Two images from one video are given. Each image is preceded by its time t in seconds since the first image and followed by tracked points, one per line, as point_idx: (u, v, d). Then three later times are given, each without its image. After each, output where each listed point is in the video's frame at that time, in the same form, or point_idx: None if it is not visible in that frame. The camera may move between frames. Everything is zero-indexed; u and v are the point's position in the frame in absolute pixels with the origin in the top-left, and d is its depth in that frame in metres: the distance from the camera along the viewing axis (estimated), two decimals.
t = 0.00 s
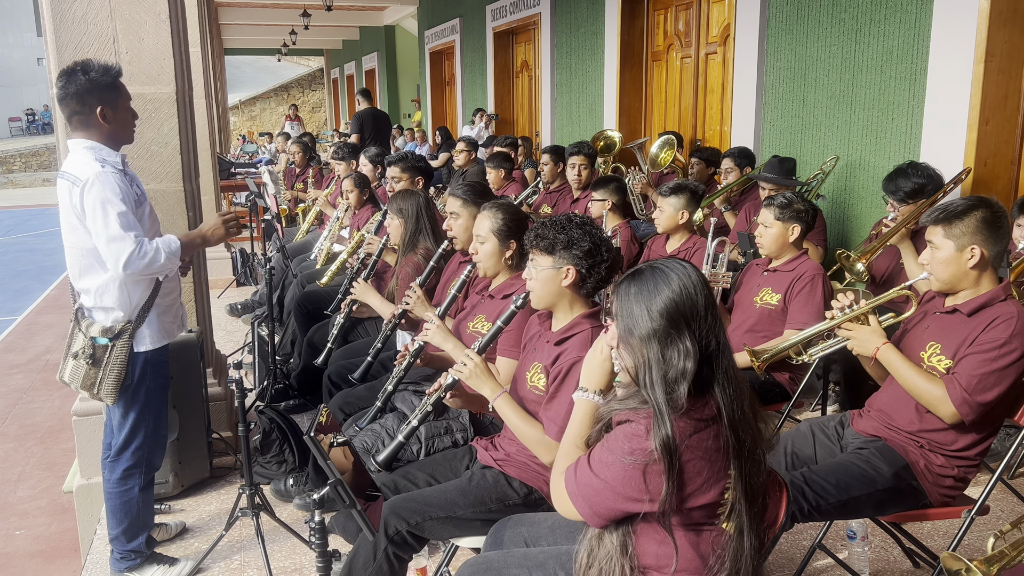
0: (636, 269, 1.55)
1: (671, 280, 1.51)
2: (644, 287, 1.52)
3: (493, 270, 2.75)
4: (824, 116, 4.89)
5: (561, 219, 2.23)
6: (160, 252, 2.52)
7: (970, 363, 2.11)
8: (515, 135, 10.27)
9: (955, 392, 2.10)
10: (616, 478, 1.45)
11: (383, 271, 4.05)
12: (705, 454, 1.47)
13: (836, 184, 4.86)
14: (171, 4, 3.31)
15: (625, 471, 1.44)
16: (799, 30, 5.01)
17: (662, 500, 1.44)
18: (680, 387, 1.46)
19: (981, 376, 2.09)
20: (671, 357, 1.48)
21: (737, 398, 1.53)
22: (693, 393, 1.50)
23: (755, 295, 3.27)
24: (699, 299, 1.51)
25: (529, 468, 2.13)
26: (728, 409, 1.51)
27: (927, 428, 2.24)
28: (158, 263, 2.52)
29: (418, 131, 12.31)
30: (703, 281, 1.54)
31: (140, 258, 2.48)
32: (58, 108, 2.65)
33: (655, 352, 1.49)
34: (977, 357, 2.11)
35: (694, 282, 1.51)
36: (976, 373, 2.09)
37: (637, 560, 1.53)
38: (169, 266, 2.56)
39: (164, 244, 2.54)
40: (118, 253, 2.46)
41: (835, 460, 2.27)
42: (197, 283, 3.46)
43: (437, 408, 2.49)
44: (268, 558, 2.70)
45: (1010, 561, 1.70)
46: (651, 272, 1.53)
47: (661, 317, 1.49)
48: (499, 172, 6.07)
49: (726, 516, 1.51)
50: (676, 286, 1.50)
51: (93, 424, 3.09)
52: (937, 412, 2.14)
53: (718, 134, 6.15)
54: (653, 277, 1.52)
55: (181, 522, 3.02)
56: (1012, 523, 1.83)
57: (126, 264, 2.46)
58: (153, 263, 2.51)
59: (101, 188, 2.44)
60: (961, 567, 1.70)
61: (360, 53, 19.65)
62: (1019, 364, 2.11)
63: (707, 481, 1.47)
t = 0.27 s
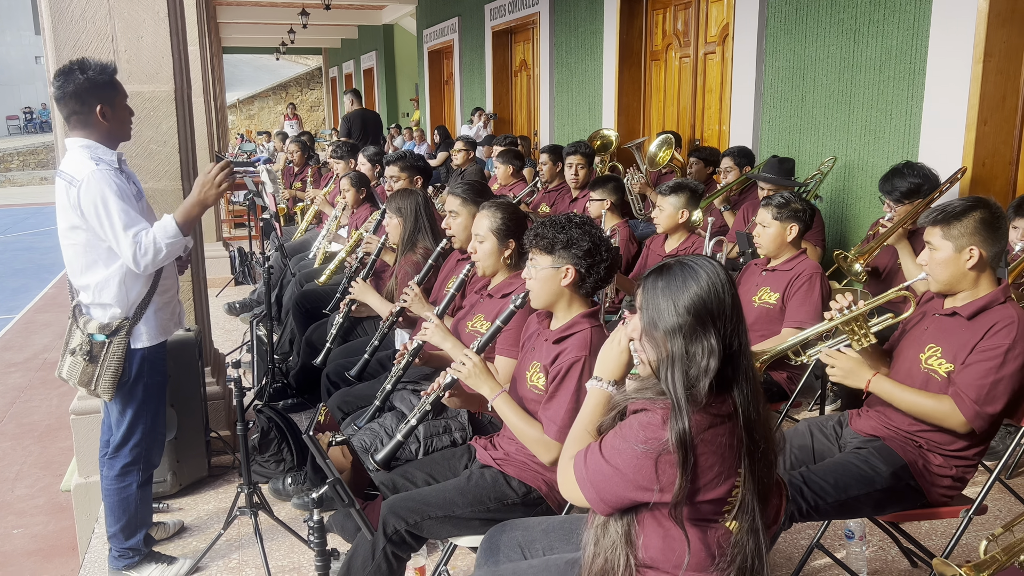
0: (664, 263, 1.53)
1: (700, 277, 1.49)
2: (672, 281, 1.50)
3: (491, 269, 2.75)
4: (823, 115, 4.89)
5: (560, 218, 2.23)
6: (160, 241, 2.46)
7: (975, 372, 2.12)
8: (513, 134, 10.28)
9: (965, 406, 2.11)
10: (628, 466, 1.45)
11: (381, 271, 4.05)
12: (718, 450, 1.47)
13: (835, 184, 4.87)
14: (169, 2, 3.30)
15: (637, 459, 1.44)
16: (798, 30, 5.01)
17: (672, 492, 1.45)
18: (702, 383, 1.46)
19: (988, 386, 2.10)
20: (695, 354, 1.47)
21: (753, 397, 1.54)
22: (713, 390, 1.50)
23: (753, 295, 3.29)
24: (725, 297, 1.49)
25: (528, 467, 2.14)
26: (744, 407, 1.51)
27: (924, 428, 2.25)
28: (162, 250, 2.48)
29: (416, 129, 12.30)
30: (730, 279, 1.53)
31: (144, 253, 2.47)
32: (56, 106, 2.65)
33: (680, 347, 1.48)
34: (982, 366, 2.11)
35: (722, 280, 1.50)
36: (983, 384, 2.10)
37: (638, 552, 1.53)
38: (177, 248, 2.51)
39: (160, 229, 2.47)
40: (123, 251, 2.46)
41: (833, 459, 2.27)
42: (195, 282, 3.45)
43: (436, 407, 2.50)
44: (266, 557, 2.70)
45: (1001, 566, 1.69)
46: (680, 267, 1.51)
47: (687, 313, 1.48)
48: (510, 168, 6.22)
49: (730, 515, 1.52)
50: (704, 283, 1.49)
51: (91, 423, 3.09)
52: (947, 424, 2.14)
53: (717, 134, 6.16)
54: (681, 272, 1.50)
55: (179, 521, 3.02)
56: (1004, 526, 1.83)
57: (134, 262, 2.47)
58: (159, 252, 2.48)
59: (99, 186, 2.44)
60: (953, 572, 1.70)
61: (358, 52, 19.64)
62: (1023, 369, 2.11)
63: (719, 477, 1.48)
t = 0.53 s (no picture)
0: (673, 261, 1.53)
1: (709, 275, 1.49)
2: (680, 280, 1.50)
3: (491, 269, 2.75)
4: (822, 116, 4.89)
5: (561, 218, 2.23)
6: (157, 250, 2.51)
7: (972, 376, 2.12)
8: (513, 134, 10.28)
9: (963, 412, 2.10)
10: (634, 464, 1.45)
11: (381, 270, 4.05)
12: (725, 450, 1.48)
13: (834, 185, 4.87)
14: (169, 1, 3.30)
15: (644, 457, 1.44)
16: (798, 30, 5.01)
17: (677, 491, 1.45)
18: (710, 382, 1.46)
19: (985, 390, 2.09)
20: (703, 352, 1.47)
21: (759, 397, 1.54)
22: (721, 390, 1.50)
23: (753, 294, 3.29)
24: (734, 296, 1.49)
25: (527, 467, 2.15)
26: (750, 407, 1.52)
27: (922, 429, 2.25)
28: (153, 261, 2.51)
29: (416, 129, 12.31)
30: (739, 278, 1.53)
31: (136, 255, 2.48)
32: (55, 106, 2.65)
33: (688, 345, 1.48)
34: (979, 371, 2.11)
35: (731, 279, 1.50)
36: (979, 390, 2.10)
37: (639, 550, 1.53)
38: (166, 264, 2.55)
39: (160, 243, 2.54)
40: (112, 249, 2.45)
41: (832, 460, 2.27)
42: (194, 281, 3.45)
43: (435, 407, 2.50)
44: (266, 556, 2.70)
45: (1002, 564, 1.69)
46: (689, 265, 1.50)
47: (696, 311, 1.48)
48: (512, 167, 6.21)
49: (732, 516, 1.52)
50: (713, 281, 1.49)
51: (91, 422, 3.09)
52: (948, 438, 2.14)
53: (716, 134, 6.16)
54: (690, 270, 1.50)
55: (178, 520, 3.02)
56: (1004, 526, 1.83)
57: (121, 261, 2.46)
58: (149, 261, 2.50)
59: (99, 185, 2.44)
60: (954, 571, 1.69)
61: (357, 51, 19.63)
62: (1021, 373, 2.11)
63: (724, 477, 1.48)
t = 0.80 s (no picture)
0: (673, 261, 1.53)
1: (709, 274, 1.49)
2: (681, 279, 1.50)
3: (490, 269, 2.74)
4: (822, 116, 4.89)
5: (560, 217, 2.23)
6: (155, 243, 2.49)
7: (972, 376, 2.12)
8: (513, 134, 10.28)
9: (961, 410, 2.11)
10: (635, 463, 1.45)
11: (380, 270, 4.06)
12: (726, 449, 1.48)
13: (833, 185, 4.87)
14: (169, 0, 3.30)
15: (645, 457, 1.44)
16: (798, 30, 5.01)
17: (678, 490, 1.45)
18: (711, 382, 1.47)
19: (985, 391, 2.10)
20: (704, 352, 1.48)
21: (760, 397, 1.54)
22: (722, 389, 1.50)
23: (751, 294, 3.29)
24: (734, 295, 1.49)
25: (526, 467, 2.15)
26: (751, 407, 1.52)
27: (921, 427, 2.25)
28: (153, 254, 2.50)
29: (416, 129, 12.31)
30: (739, 277, 1.53)
31: (135, 251, 2.47)
32: (55, 105, 2.64)
33: (689, 345, 1.48)
34: (979, 370, 2.11)
35: (731, 278, 1.50)
36: (979, 389, 2.10)
37: (639, 549, 1.53)
38: (169, 254, 2.54)
39: (159, 233, 2.51)
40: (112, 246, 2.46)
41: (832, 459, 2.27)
42: (194, 281, 3.45)
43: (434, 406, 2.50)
44: (265, 555, 2.70)
45: (1002, 563, 1.69)
46: (689, 265, 1.50)
47: (697, 311, 1.48)
48: (511, 167, 6.20)
49: (732, 515, 1.52)
50: (714, 281, 1.49)
51: (90, 421, 3.09)
52: (946, 436, 2.14)
53: (716, 133, 6.16)
54: (691, 270, 1.50)
55: (178, 519, 3.02)
56: (1004, 526, 1.82)
57: (121, 259, 2.46)
58: (149, 255, 2.49)
59: (97, 184, 2.44)
60: (954, 570, 1.69)
61: (357, 51, 19.63)
62: (1020, 374, 2.12)
63: (725, 477, 1.48)
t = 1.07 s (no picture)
0: (670, 259, 1.53)
1: (707, 272, 1.49)
2: (678, 277, 1.50)
3: (489, 268, 2.75)
4: (821, 115, 4.90)
5: (559, 217, 2.23)
6: (149, 252, 2.49)
7: (971, 374, 2.12)
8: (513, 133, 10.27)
9: (960, 407, 2.11)
10: (635, 462, 1.45)
11: (380, 269, 4.06)
12: (725, 446, 1.48)
13: (833, 184, 4.87)
14: None
15: (644, 455, 1.44)
16: (797, 29, 5.01)
17: (678, 487, 1.45)
18: (709, 379, 1.47)
19: (984, 388, 2.10)
20: (702, 349, 1.48)
21: (758, 394, 1.55)
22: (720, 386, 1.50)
23: (751, 294, 3.29)
24: (731, 292, 1.50)
25: (525, 466, 2.15)
26: (749, 404, 1.52)
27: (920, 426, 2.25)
28: (145, 262, 2.50)
29: (416, 128, 12.30)
30: (735, 275, 1.53)
31: (128, 255, 2.48)
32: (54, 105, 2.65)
33: (687, 342, 1.48)
34: (979, 367, 2.11)
35: (728, 275, 1.50)
36: (979, 387, 2.10)
37: (639, 548, 1.53)
38: (160, 266, 2.54)
39: (156, 244, 2.52)
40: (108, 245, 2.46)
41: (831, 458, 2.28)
42: (194, 280, 3.45)
43: (434, 406, 2.50)
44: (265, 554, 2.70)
45: (1003, 560, 1.69)
46: (686, 263, 1.51)
47: (694, 308, 1.48)
48: (512, 166, 6.20)
49: (730, 512, 1.52)
50: (711, 278, 1.49)
51: (90, 421, 3.09)
52: (944, 434, 2.14)
53: (716, 133, 6.16)
54: (688, 268, 1.50)
55: (177, 518, 3.02)
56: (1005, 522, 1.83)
57: (114, 258, 2.46)
58: (140, 262, 2.49)
59: (96, 183, 2.45)
60: (955, 566, 1.70)
61: (357, 50, 19.63)
62: (1018, 372, 2.12)
63: (724, 474, 1.48)
